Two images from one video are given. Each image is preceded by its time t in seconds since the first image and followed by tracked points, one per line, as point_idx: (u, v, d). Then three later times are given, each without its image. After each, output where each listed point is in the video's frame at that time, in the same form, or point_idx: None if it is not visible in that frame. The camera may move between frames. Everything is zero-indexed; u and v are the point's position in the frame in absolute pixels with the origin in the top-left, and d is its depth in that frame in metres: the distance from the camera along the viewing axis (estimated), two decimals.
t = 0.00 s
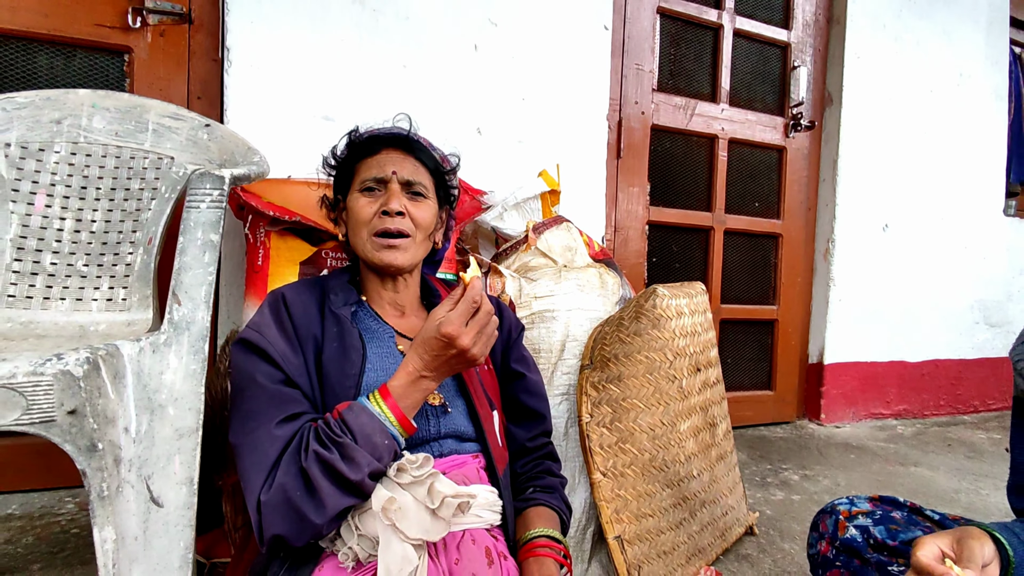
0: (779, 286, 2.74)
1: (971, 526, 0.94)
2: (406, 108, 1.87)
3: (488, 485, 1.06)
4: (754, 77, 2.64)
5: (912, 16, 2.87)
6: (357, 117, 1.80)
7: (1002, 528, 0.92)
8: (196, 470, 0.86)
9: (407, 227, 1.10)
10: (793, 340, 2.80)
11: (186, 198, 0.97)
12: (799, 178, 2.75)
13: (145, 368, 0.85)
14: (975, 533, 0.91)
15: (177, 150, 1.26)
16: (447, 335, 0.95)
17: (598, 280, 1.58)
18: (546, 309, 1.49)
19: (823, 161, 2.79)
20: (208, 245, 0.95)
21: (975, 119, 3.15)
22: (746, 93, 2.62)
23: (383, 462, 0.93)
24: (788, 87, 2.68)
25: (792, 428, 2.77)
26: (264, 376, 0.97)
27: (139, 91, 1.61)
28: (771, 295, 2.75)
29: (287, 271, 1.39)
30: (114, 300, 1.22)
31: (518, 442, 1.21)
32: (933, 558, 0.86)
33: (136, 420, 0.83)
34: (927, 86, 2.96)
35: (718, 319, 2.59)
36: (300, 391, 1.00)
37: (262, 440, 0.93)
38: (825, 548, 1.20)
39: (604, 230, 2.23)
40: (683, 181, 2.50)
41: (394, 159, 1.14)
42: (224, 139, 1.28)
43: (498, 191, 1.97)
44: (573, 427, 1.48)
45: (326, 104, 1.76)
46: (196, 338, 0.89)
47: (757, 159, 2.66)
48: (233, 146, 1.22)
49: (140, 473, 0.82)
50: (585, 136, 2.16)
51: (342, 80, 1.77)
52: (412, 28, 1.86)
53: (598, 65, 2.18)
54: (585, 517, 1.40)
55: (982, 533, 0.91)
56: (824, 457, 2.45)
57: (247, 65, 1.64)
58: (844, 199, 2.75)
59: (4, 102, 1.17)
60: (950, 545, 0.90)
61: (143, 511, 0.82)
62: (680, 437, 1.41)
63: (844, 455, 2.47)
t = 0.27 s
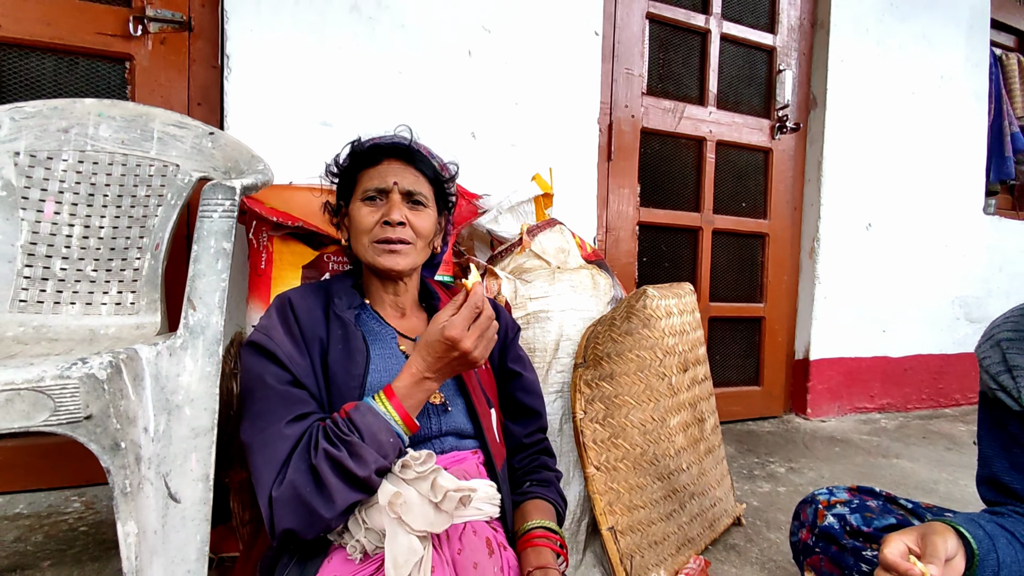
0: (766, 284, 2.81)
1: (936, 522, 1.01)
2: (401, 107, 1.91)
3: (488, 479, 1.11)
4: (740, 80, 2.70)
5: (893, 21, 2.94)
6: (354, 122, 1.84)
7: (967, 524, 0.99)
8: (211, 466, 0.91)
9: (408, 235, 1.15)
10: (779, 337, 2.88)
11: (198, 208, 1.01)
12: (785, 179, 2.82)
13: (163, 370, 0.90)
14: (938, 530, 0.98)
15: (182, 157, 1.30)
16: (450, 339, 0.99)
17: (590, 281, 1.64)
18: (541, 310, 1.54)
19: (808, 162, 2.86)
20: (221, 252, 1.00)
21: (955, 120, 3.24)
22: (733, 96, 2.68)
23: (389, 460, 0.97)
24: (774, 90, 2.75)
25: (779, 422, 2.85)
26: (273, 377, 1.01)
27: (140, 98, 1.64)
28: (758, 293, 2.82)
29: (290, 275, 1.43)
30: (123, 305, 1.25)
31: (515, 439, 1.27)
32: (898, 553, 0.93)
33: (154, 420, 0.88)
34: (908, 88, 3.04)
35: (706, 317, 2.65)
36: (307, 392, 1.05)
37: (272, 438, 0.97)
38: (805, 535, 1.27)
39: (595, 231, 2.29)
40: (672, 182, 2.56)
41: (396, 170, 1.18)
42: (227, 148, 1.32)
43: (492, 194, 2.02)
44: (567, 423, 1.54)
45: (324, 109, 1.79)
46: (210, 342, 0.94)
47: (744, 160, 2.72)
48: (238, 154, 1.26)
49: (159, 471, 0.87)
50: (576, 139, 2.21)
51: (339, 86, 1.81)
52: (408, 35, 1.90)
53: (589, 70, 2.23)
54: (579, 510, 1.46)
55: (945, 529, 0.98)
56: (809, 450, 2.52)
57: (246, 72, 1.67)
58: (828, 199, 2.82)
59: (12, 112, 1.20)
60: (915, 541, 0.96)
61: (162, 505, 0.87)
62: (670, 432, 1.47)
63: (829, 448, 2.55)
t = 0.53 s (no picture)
0: (736, 273, 2.94)
1: (879, 493, 1.12)
2: (384, 103, 1.97)
3: (470, 452, 1.19)
4: (711, 77, 2.80)
5: (856, 20, 3.07)
6: (338, 118, 1.90)
7: (906, 494, 1.10)
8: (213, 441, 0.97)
9: (392, 226, 1.22)
10: (749, 324, 3.01)
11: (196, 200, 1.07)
12: (753, 171, 2.94)
13: (166, 352, 0.97)
14: (880, 500, 1.10)
15: (173, 152, 1.34)
16: (434, 320, 1.07)
17: (566, 269, 1.73)
18: (519, 297, 1.63)
19: (775, 155, 2.98)
20: (219, 242, 1.06)
21: (915, 115, 3.39)
22: (703, 92, 2.78)
23: (378, 433, 1.04)
24: (742, 86, 2.86)
25: (749, 405, 2.98)
26: (267, 358, 1.08)
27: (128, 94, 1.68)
28: (729, 282, 2.95)
29: (279, 265, 1.50)
30: (119, 294, 1.31)
31: (495, 416, 1.35)
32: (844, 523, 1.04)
33: (159, 398, 0.94)
34: (870, 84, 3.18)
35: (679, 305, 2.77)
36: (299, 372, 1.12)
37: (267, 414, 1.04)
38: (763, 502, 1.39)
39: (572, 223, 2.38)
40: (646, 175, 2.66)
41: (380, 164, 1.25)
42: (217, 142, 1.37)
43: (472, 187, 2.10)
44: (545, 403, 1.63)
45: (308, 105, 1.85)
46: (210, 325, 1.01)
47: (714, 154, 2.83)
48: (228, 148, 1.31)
49: (164, 445, 0.93)
50: (553, 133, 2.29)
51: (322, 83, 1.87)
52: (389, 33, 1.96)
53: (565, 67, 2.31)
54: (557, 484, 1.55)
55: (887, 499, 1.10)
56: (777, 431, 2.65)
57: (232, 69, 1.72)
58: (795, 191, 2.94)
59: (7, 108, 1.24)
60: (859, 512, 1.08)
61: (166, 477, 0.93)
62: (641, 409, 1.57)
63: (795, 428, 2.68)
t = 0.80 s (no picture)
0: (696, 267, 3.08)
1: (809, 500, 1.22)
2: (355, 105, 2.05)
3: (438, 435, 1.29)
4: (671, 80, 2.93)
5: (807, 27, 3.23)
6: (311, 120, 1.97)
7: (834, 497, 1.21)
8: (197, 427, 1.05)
9: (363, 226, 1.31)
10: (708, 316, 3.16)
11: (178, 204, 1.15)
12: (712, 171, 3.08)
13: (152, 345, 1.04)
14: (809, 510, 1.19)
15: (151, 155, 1.40)
16: (405, 313, 1.16)
17: (529, 265, 1.83)
18: (485, 292, 1.73)
19: (732, 155, 3.13)
20: (200, 242, 1.14)
21: (864, 117, 3.57)
22: (664, 95, 2.91)
23: (352, 418, 1.13)
24: (701, 89, 2.99)
25: (708, 392, 3.14)
26: (246, 348, 1.16)
27: (103, 96, 1.73)
28: (689, 276, 3.09)
29: (257, 263, 1.57)
30: (101, 292, 1.37)
31: (462, 403, 1.45)
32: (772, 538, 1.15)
33: (146, 388, 1.02)
34: (822, 88, 3.35)
35: (642, 298, 2.90)
36: (277, 361, 1.20)
37: (247, 400, 1.12)
38: (709, 476, 1.51)
39: (538, 221, 2.48)
40: (610, 174, 2.78)
41: (352, 169, 1.34)
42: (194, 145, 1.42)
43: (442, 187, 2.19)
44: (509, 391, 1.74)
45: (282, 108, 1.91)
46: (193, 320, 1.08)
47: (675, 154, 2.97)
48: (205, 153, 1.37)
49: (152, 431, 1.01)
50: (520, 134, 2.39)
51: (296, 86, 1.93)
52: (360, 37, 2.03)
53: (530, 70, 2.40)
54: (521, 466, 1.67)
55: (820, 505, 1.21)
56: (733, 416, 2.81)
57: (207, 72, 1.78)
58: (751, 189, 3.10)
59: None
60: (791, 515, 1.19)
61: (154, 460, 1.01)
62: (598, 395, 1.69)
63: (750, 414, 2.84)
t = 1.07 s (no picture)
0: (650, 262, 3.23)
1: (737, 502, 1.33)
2: (317, 105, 2.11)
3: (392, 418, 1.38)
4: (625, 82, 3.06)
5: (755, 33, 3.40)
6: (274, 118, 2.03)
7: (756, 499, 1.33)
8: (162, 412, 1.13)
9: (321, 224, 1.39)
10: (662, 308, 3.31)
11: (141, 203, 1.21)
12: (665, 169, 3.23)
13: (118, 335, 1.11)
14: (737, 511, 1.31)
15: (115, 153, 1.44)
16: (360, 305, 1.26)
17: (484, 260, 1.94)
18: (441, 285, 1.82)
19: (684, 155, 3.28)
20: (164, 239, 1.20)
21: (810, 120, 3.77)
22: (619, 96, 3.04)
23: (310, 402, 1.21)
24: (654, 91, 3.13)
25: (661, 381, 3.30)
26: (208, 339, 1.24)
27: (66, 94, 1.78)
28: (643, 270, 3.24)
29: (219, 259, 1.65)
30: (67, 286, 1.43)
31: (416, 389, 1.56)
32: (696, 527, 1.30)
33: (112, 375, 1.10)
34: (769, 91, 3.52)
35: (598, 291, 3.04)
36: (237, 351, 1.28)
37: (209, 387, 1.21)
38: (644, 456, 1.64)
39: (497, 217, 2.58)
40: (567, 172, 2.89)
41: (310, 169, 1.42)
42: (158, 144, 1.47)
43: (402, 184, 2.27)
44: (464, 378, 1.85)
45: (244, 106, 1.97)
46: (157, 311, 1.15)
47: (629, 153, 3.10)
48: (168, 153, 1.42)
49: (118, 415, 1.09)
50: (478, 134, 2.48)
51: (258, 85, 1.99)
52: (321, 39, 2.10)
53: (488, 72, 2.50)
54: (474, 449, 1.78)
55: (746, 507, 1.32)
56: (682, 403, 2.97)
57: (170, 72, 1.83)
58: (701, 187, 3.26)
59: None
60: (721, 512, 1.31)
61: (121, 442, 1.09)
62: (546, 381, 1.81)
63: (699, 401, 3.00)
